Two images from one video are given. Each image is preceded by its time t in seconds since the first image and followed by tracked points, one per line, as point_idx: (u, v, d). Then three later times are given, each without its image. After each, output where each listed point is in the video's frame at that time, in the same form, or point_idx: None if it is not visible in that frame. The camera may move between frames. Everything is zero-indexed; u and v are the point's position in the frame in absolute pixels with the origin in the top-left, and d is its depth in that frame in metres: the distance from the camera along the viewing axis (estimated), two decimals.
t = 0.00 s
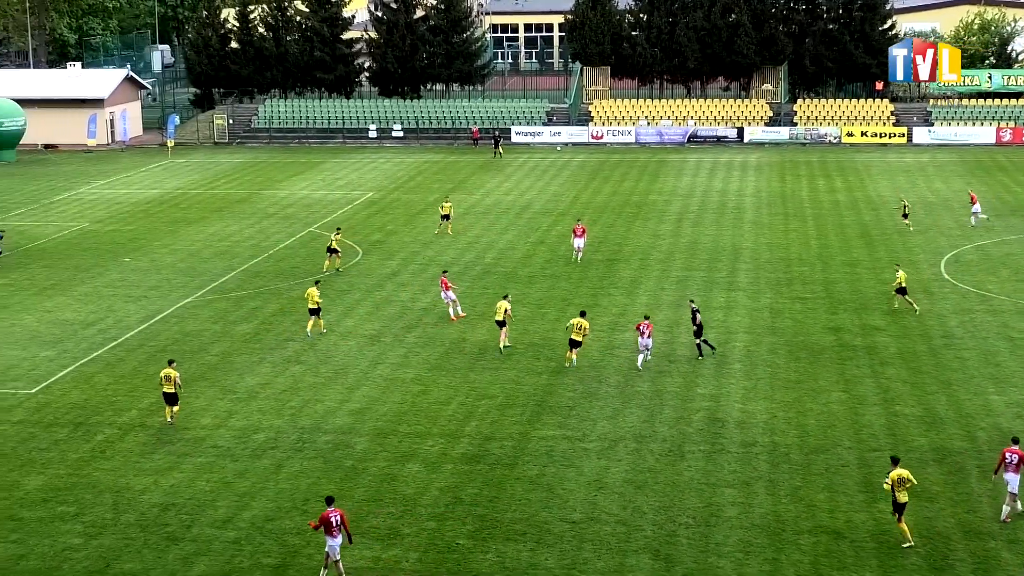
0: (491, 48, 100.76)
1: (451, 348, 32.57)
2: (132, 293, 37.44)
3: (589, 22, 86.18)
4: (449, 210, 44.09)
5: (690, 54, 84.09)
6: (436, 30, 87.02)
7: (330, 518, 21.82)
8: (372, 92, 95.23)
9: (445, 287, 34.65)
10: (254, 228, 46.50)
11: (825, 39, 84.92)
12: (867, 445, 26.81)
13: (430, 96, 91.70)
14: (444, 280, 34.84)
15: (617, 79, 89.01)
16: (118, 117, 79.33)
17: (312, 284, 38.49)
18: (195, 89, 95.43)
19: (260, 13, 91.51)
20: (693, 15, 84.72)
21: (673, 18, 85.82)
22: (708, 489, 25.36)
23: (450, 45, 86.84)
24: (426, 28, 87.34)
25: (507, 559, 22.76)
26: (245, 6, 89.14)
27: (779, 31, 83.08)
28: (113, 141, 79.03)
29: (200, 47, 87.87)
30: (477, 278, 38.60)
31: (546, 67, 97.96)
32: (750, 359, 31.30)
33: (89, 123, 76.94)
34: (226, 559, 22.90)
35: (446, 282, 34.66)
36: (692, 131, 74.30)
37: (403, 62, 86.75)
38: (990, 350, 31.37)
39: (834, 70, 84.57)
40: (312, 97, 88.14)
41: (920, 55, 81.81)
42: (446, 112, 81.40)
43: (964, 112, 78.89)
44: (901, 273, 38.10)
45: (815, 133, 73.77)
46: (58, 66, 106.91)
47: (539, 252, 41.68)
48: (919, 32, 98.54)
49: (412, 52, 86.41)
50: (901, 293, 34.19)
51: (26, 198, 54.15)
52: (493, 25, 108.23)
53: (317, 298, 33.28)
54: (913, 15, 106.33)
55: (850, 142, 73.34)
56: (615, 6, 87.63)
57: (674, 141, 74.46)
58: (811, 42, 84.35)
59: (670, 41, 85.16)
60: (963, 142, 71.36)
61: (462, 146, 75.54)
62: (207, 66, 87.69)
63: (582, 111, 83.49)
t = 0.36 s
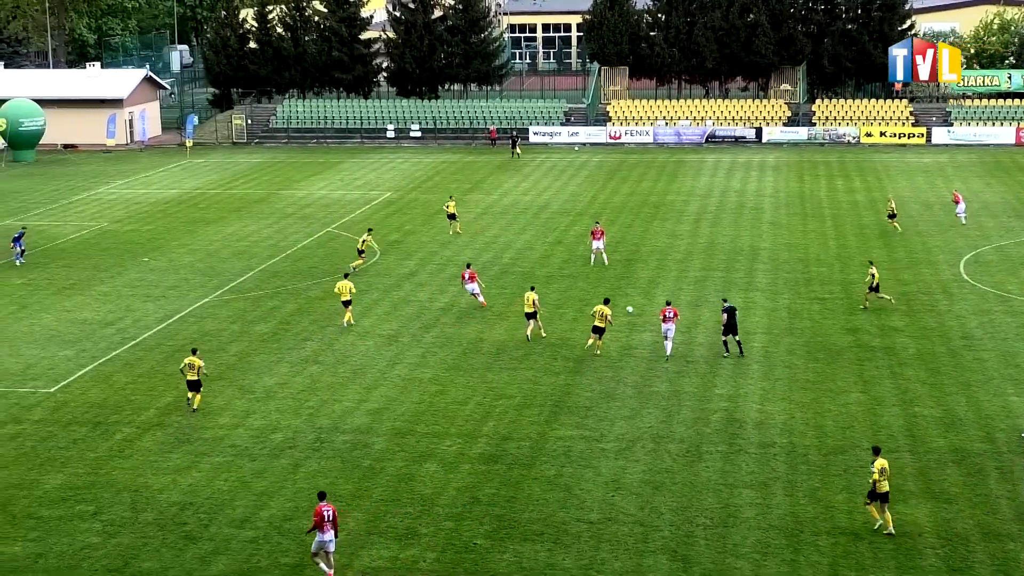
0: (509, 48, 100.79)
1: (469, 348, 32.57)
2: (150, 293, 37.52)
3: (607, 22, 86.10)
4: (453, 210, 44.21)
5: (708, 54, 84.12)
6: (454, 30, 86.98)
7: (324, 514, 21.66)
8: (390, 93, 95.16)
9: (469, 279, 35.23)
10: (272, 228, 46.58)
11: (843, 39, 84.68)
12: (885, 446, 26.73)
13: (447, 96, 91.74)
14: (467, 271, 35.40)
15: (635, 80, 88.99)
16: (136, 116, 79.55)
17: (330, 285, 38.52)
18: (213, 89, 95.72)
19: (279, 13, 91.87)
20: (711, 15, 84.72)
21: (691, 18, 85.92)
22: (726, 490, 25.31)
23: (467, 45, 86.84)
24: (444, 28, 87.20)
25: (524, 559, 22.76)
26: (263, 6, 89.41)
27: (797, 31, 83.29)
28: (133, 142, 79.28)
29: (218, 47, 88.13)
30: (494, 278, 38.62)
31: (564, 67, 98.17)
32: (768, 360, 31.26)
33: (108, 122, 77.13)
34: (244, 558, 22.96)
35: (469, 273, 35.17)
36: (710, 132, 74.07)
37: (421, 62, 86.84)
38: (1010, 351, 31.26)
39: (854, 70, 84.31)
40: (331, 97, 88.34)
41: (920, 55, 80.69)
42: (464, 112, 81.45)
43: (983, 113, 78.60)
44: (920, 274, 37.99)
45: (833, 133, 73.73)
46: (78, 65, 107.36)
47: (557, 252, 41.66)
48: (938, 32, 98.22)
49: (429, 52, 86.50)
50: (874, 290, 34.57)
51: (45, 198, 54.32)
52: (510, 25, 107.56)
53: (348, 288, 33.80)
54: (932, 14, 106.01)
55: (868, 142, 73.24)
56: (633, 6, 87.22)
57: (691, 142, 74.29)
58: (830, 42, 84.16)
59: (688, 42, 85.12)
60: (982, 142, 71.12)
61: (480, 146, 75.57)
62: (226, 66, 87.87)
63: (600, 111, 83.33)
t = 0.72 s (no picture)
0: (526, 50, 101.02)
1: (486, 348, 32.59)
2: (168, 293, 37.61)
3: (624, 23, 85.83)
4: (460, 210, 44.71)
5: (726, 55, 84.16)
6: (470, 31, 86.99)
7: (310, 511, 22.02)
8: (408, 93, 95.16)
9: (471, 271, 36.38)
10: (288, 228, 46.67)
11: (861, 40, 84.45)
12: (903, 448, 26.66)
13: (464, 96, 91.79)
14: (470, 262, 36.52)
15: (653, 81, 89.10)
16: (156, 117, 79.86)
17: (348, 285, 38.57)
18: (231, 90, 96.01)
19: (297, 13, 92.17)
20: (728, 15, 84.54)
21: (709, 18, 85.66)
22: (743, 491, 25.27)
23: (484, 46, 86.66)
24: (461, 29, 87.21)
25: (540, 560, 22.75)
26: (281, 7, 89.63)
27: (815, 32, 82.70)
28: (151, 142, 79.53)
29: (236, 48, 88.29)
30: (511, 278, 38.65)
31: (581, 69, 98.32)
32: (785, 361, 31.21)
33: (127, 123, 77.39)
34: (261, 557, 23.01)
35: (472, 265, 36.30)
36: (727, 132, 74.00)
37: (438, 62, 86.85)
38: None
39: (871, 70, 84.10)
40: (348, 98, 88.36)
41: (920, 55, 79.84)
42: (482, 113, 81.41)
43: (1003, 114, 78.28)
44: (938, 275, 37.90)
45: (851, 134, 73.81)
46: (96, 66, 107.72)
47: (574, 253, 41.67)
48: (957, 34, 98.53)
49: (447, 53, 86.58)
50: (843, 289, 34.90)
51: (64, 198, 54.53)
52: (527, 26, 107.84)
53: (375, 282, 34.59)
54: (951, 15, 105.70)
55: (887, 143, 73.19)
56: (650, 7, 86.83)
57: (709, 142, 74.31)
58: (848, 42, 83.79)
59: (705, 42, 85.06)
60: (1001, 142, 70.85)
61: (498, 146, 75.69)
62: (243, 67, 88.16)
63: (618, 113, 82.89)
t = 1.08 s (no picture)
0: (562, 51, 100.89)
1: (521, 349, 32.59)
2: (205, 292, 37.81)
3: (661, 23, 86.26)
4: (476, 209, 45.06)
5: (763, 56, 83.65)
6: (507, 32, 86.75)
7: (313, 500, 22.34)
8: (444, 93, 95.29)
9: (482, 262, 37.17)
10: (322, 228, 46.84)
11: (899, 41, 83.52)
12: (940, 451, 26.51)
13: (500, 97, 91.86)
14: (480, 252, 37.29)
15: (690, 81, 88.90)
16: (193, 117, 80.27)
17: (384, 286, 38.66)
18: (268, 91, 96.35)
19: (334, 15, 92.63)
20: (765, 16, 84.30)
21: (746, 19, 85.55)
22: (779, 493, 25.19)
23: (520, 47, 86.52)
24: (497, 29, 87.11)
25: (576, 561, 22.74)
26: (318, 8, 90.11)
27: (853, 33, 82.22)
28: (188, 141, 79.96)
29: (273, 48, 88.63)
30: (547, 279, 38.67)
31: (617, 71, 98.02)
32: (822, 363, 31.10)
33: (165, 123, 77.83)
34: (297, 557, 23.11)
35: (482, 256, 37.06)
36: (764, 133, 73.85)
37: (474, 62, 86.93)
38: None
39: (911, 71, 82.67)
40: (384, 99, 88.28)
41: (920, 55, 81.08)
42: (517, 113, 81.25)
43: None
44: (977, 278, 37.64)
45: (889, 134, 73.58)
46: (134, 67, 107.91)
47: (610, 254, 41.64)
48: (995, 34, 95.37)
49: (483, 53, 86.55)
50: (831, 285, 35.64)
51: (101, 197, 54.92)
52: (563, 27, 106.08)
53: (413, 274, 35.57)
54: (989, 15, 104.50)
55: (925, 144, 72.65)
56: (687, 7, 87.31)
57: (745, 143, 74.14)
58: (886, 42, 83.25)
59: (742, 42, 84.86)
60: None
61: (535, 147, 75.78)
62: (280, 67, 88.54)
63: (654, 113, 82.32)
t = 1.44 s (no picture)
0: (599, 50, 100.86)
1: (557, 350, 32.57)
2: (242, 292, 38.01)
3: (699, 23, 85.92)
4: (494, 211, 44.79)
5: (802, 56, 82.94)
6: (544, 32, 86.68)
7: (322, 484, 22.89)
8: (481, 93, 95.37)
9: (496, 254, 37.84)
10: (358, 228, 47.02)
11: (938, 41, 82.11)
12: (980, 454, 26.31)
13: (537, 97, 91.81)
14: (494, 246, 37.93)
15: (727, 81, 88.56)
16: (232, 118, 80.62)
17: (420, 286, 38.71)
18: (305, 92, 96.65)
19: (370, 15, 92.87)
20: (804, 16, 83.62)
21: (784, 19, 84.82)
22: (816, 495, 25.07)
23: (558, 47, 86.46)
24: (534, 30, 87.06)
25: (612, 562, 22.69)
26: (355, 9, 90.23)
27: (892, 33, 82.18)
28: (226, 142, 80.29)
29: (311, 49, 88.85)
30: (583, 280, 38.66)
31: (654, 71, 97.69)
32: (860, 365, 30.93)
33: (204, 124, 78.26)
34: (333, 555, 23.15)
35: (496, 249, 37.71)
36: (803, 134, 73.44)
37: (512, 63, 86.92)
38: None
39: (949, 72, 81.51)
40: (421, 100, 88.53)
41: (920, 55, 78.16)
42: (554, 113, 81.29)
43: None
44: (1018, 280, 37.32)
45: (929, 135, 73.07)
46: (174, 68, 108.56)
47: (646, 255, 41.59)
48: None
49: (520, 54, 86.56)
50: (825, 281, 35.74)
51: (140, 197, 55.32)
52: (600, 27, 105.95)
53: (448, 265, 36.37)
54: None
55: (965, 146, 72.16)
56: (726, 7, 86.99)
57: (784, 143, 73.73)
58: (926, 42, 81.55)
59: (780, 43, 84.17)
60: None
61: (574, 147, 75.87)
62: (318, 67, 88.74)
63: (691, 113, 82.39)
